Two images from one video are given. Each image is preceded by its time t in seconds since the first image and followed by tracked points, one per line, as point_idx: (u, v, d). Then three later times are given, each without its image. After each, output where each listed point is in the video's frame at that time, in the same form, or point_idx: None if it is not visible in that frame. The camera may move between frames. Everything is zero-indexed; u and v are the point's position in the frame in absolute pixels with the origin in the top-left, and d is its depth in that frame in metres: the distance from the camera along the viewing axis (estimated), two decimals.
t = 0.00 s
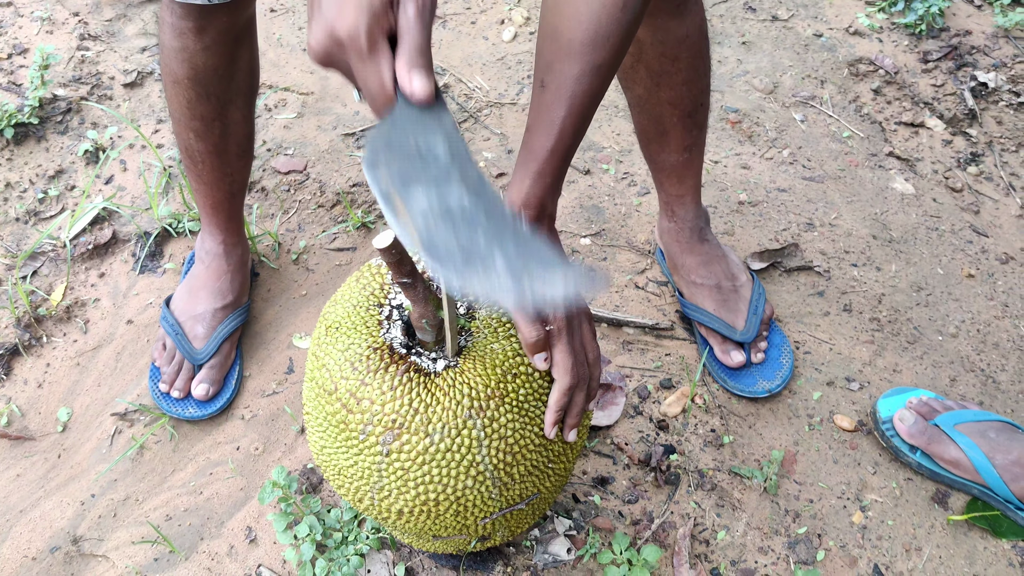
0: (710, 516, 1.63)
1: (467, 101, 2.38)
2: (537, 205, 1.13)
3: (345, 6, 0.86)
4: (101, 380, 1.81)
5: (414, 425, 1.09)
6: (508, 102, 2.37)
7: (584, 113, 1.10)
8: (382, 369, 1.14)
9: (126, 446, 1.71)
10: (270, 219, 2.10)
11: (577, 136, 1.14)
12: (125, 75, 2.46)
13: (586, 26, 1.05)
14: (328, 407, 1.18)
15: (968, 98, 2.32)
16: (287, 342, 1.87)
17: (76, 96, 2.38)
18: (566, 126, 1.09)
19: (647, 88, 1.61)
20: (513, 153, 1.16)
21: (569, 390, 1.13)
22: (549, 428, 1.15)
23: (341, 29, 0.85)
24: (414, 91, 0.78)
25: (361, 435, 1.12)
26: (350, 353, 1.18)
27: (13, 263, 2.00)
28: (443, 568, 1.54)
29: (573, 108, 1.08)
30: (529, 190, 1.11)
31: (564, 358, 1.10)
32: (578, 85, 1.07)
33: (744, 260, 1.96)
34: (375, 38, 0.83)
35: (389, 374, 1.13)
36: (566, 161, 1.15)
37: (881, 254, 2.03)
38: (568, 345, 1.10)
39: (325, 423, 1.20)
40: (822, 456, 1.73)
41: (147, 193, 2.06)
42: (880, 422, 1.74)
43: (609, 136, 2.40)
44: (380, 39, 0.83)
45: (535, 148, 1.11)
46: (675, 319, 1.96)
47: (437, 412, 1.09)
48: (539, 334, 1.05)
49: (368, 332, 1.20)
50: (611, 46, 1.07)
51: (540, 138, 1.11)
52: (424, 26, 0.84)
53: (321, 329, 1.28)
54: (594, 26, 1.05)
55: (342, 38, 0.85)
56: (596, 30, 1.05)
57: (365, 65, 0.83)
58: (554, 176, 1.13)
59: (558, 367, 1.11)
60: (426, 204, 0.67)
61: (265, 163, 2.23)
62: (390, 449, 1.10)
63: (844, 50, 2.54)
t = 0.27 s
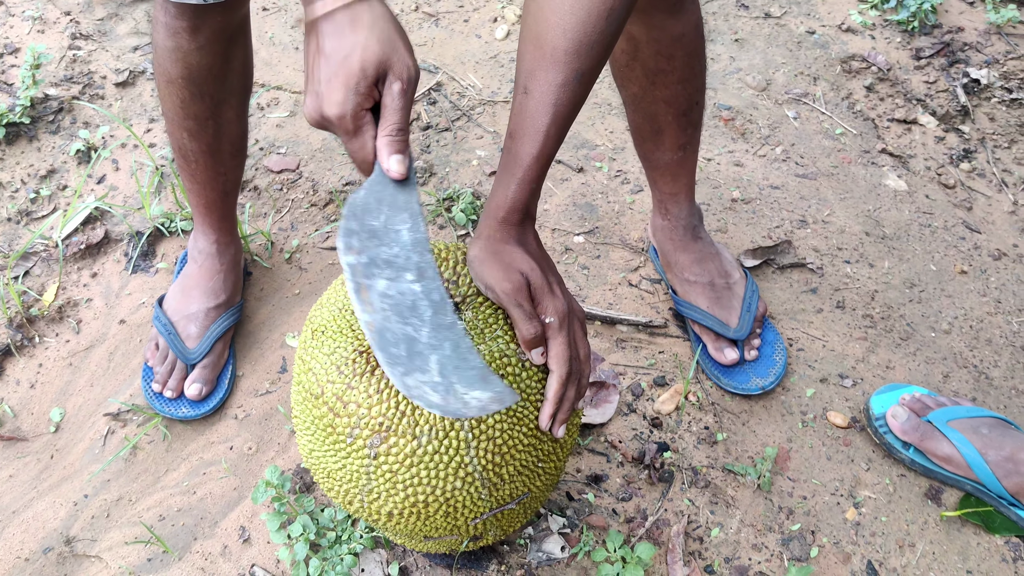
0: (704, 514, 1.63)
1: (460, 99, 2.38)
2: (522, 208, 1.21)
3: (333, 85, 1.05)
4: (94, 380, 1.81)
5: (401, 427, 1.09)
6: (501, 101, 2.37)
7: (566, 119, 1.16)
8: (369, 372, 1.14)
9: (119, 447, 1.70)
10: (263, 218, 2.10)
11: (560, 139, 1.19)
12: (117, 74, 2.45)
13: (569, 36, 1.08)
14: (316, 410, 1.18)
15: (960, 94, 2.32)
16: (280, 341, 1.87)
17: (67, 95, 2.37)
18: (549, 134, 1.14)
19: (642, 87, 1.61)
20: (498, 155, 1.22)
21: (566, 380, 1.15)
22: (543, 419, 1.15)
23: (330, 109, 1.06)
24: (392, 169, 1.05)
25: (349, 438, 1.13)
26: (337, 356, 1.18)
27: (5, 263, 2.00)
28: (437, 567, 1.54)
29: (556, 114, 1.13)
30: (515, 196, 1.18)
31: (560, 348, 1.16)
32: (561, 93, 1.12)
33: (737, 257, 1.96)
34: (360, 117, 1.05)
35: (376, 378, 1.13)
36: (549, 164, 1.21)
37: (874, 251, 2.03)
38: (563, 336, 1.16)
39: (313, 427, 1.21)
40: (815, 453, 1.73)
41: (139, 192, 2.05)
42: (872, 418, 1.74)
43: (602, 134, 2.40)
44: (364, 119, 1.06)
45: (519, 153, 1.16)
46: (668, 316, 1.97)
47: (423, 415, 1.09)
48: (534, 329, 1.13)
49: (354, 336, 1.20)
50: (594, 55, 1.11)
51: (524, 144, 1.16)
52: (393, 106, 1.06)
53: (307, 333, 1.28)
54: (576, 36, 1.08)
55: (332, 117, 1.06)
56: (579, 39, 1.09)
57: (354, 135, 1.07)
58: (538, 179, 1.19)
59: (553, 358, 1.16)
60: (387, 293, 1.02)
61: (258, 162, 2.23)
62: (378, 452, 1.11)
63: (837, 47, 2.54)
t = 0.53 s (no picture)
0: (699, 510, 1.64)
1: (455, 97, 2.38)
2: (514, 205, 1.22)
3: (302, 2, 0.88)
4: (88, 379, 1.80)
5: (394, 427, 1.09)
6: (495, 98, 2.37)
7: (558, 118, 1.16)
8: (362, 372, 1.14)
9: (113, 446, 1.70)
10: (257, 217, 2.10)
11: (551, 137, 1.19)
12: (110, 73, 2.45)
13: (561, 34, 1.08)
14: (309, 410, 1.18)
15: (953, 91, 2.33)
16: (275, 340, 1.87)
17: (61, 94, 2.37)
18: (541, 133, 1.15)
19: (637, 85, 1.61)
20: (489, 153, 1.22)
21: (563, 374, 1.17)
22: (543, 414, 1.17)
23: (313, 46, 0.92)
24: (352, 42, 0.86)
25: (342, 439, 1.12)
26: (330, 356, 1.18)
27: None
28: (432, 564, 1.54)
29: (548, 114, 1.14)
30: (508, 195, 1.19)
31: (558, 343, 1.17)
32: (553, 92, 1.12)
33: (731, 254, 1.97)
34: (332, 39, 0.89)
35: (369, 377, 1.13)
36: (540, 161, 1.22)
37: (868, 247, 2.04)
38: (562, 330, 1.17)
39: (306, 427, 1.20)
40: (810, 448, 1.74)
41: (133, 191, 2.05)
42: (867, 414, 1.75)
43: (597, 131, 2.41)
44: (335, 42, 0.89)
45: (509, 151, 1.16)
46: (662, 313, 1.97)
47: (417, 414, 1.09)
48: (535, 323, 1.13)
49: (347, 335, 1.20)
50: (585, 53, 1.11)
51: (516, 143, 1.16)
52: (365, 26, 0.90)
53: (300, 333, 1.28)
54: (569, 35, 1.08)
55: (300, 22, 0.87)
56: (570, 38, 1.08)
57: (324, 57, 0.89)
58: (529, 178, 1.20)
59: (551, 352, 1.17)
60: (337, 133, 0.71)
61: (252, 160, 2.22)
62: (371, 452, 1.10)
63: (830, 44, 2.55)
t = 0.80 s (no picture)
0: (694, 508, 1.64)
1: (449, 95, 2.38)
2: (501, 206, 1.20)
3: (345, 78, 1.09)
4: (82, 379, 1.80)
5: (381, 432, 1.09)
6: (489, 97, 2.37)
7: (546, 118, 1.15)
8: (348, 377, 1.14)
9: (107, 446, 1.70)
10: (251, 216, 2.09)
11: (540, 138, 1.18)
12: (103, 72, 2.44)
13: (547, 36, 1.08)
14: (296, 415, 1.18)
15: (947, 88, 2.33)
16: (269, 339, 1.87)
17: (53, 94, 2.36)
18: (529, 133, 1.14)
19: (631, 84, 1.61)
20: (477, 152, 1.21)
21: (551, 374, 1.15)
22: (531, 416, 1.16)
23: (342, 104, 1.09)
24: (403, 163, 1.06)
25: (329, 443, 1.13)
26: (316, 362, 1.17)
27: None
28: (427, 563, 1.54)
29: (537, 113, 1.13)
30: (496, 195, 1.17)
31: (546, 344, 1.15)
32: (540, 93, 1.11)
33: (725, 252, 1.97)
34: (371, 110, 1.08)
35: (355, 382, 1.13)
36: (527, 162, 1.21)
37: (862, 245, 2.04)
38: (550, 331, 1.15)
39: (294, 431, 1.21)
40: (804, 446, 1.74)
41: (126, 191, 2.05)
42: (861, 412, 1.75)
43: (591, 130, 2.41)
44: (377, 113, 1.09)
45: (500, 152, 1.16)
46: (656, 311, 1.97)
47: (403, 419, 1.09)
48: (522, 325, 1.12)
49: (333, 340, 1.19)
50: (573, 54, 1.11)
51: (504, 143, 1.16)
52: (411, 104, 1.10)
53: (288, 337, 1.27)
54: (556, 35, 1.08)
55: (344, 110, 1.09)
56: (558, 39, 1.09)
57: (369, 129, 1.11)
58: (517, 178, 1.19)
59: (540, 354, 1.15)
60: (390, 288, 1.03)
61: (246, 159, 2.22)
62: (359, 457, 1.11)
63: (825, 42, 2.55)
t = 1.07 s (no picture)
0: (692, 507, 1.64)
1: (447, 94, 2.38)
2: (503, 204, 1.23)
3: None
4: (80, 378, 1.80)
5: (382, 432, 1.09)
6: (488, 96, 2.37)
7: (546, 118, 1.17)
8: (349, 376, 1.14)
9: (106, 445, 1.70)
10: (250, 215, 2.09)
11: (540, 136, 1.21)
12: (101, 70, 2.44)
13: (551, 35, 1.07)
14: (296, 414, 1.18)
15: (946, 88, 2.34)
16: (267, 339, 1.86)
17: (51, 92, 2.36)
18: (530, 132, 1.17)
19: (632, 83, 1.61)
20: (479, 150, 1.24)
21: (552, 374, 1.16)
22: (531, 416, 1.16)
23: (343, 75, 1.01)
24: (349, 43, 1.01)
25: (330, 442, 1.12)
26: (316, 361, 1.17)
27: None
28: (426, 562, 1.54)
29: (537, 114, 1.15)
30: (497, 193, 1.20)
31: (547, 343, 1.16)
32: (541, 93, 1.13)
33: (724, 251, 1.97)
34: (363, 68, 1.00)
35: (356, 381, 1.13)
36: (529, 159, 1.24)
37: (861, 244, 2.04)
38: (550, 330, 1.17)
39: (294, 430, 1.20)
40: (803, 446, 1.74)
41: (125, 189, 2.04)
42: (860, 411, 1.75)
43: (590, 129, 2.41)
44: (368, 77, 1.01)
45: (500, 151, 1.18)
46: (655, 310, 1.97)
47: (404, 418, 1.09)
48: (524, 325, 1.13)
49: (334, 339, 1.19)
50: (575, 54, 1.11)
51: (505, 143, 1.19)
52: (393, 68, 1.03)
53: (287, 336, 1.27)
54: (560, 35, 1.08)
55: None
56: (560, 39, 1.08)
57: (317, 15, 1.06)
58: (518, 175, 1.23)
59: (541, 353, 1.16)
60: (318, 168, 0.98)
61: (244, 159, 2.22)
62: (360, 456, 1.10)
63: (823, 42, 2.55)
